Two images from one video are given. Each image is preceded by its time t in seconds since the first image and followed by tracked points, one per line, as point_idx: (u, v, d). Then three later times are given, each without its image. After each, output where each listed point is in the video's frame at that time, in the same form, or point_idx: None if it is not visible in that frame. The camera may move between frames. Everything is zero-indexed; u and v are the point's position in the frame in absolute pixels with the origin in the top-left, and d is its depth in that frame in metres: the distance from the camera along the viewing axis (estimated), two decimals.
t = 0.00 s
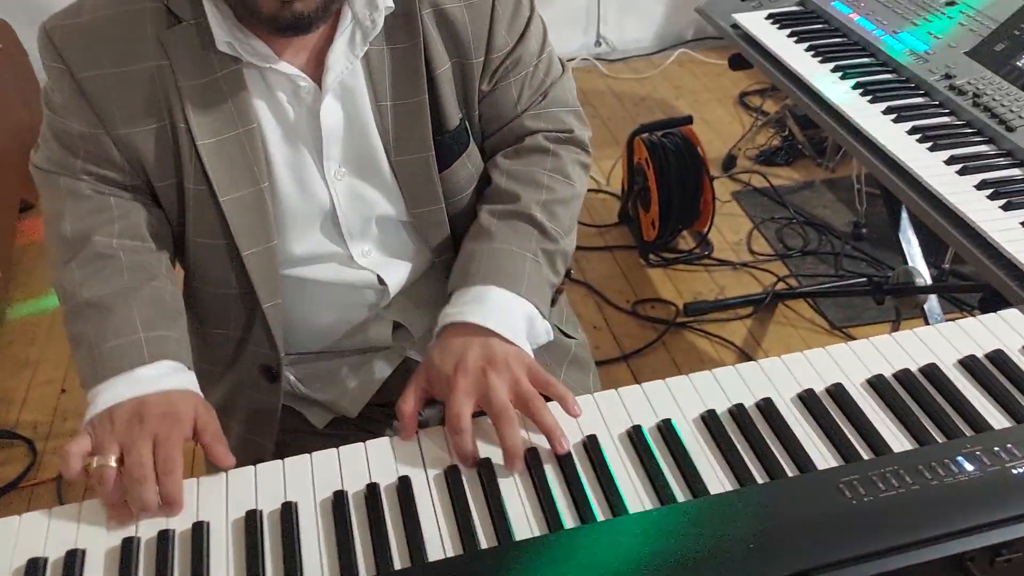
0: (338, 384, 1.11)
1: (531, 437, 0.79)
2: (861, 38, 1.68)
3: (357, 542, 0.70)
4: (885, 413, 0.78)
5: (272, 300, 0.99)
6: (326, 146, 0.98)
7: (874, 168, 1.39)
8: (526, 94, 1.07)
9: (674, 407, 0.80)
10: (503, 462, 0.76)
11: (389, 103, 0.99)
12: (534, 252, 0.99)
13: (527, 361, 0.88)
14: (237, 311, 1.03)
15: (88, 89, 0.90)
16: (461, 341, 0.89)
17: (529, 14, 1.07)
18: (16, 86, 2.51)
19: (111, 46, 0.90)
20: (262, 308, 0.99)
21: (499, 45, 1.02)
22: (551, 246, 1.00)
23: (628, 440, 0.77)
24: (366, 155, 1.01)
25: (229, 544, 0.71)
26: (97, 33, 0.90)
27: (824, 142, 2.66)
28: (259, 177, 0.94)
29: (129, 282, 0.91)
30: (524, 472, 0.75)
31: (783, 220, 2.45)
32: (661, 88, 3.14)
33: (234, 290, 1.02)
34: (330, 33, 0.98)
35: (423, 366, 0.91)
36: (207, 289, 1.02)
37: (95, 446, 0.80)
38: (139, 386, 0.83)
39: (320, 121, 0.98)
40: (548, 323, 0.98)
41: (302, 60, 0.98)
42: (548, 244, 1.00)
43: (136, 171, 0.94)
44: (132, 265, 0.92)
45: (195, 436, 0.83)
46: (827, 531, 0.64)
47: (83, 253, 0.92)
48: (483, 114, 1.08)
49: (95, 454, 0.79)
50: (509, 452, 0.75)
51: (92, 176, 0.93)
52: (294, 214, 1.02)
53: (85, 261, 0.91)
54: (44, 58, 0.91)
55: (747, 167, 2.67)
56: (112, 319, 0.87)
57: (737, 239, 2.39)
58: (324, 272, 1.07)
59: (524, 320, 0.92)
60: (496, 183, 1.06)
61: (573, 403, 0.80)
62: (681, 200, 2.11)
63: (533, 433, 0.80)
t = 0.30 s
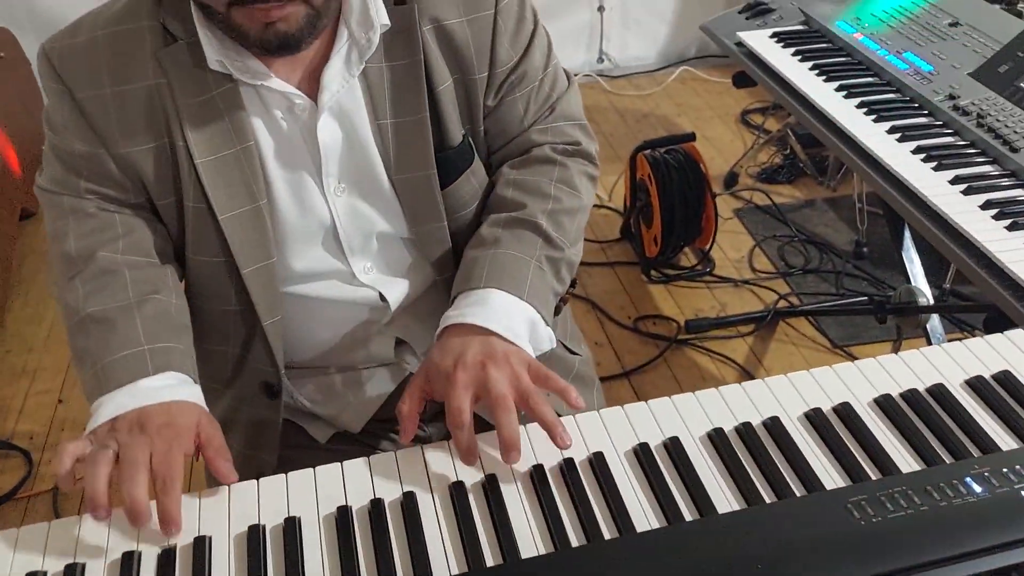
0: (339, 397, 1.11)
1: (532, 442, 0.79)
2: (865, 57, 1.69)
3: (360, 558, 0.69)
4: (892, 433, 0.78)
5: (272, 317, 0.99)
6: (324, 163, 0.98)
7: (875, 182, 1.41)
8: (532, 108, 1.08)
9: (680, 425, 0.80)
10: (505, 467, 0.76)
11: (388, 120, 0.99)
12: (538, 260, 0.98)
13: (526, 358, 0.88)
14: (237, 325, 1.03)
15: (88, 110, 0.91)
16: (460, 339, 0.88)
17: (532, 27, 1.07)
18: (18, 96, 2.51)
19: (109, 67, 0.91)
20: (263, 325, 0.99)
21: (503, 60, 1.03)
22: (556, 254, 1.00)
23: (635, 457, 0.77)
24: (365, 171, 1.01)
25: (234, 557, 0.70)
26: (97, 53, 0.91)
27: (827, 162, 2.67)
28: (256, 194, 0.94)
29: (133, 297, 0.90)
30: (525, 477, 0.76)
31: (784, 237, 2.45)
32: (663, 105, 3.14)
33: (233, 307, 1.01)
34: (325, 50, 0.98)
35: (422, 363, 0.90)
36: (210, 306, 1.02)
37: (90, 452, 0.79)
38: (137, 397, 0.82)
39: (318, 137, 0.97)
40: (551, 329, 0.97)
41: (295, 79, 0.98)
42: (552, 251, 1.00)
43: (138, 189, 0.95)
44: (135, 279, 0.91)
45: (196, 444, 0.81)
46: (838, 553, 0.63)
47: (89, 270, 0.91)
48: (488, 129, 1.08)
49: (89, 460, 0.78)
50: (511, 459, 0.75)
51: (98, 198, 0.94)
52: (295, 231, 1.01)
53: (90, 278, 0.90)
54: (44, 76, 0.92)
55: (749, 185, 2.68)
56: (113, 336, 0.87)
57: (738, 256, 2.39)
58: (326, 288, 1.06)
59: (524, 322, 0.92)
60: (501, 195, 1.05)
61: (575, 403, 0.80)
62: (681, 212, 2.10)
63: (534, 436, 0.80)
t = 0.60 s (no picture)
0: (339, 405, 1.11)
1: (530, 452, 0.79)
2: (867, 70, 1.69)
3: (358, 566, 0.69)
4: (893, 446, 0.78)
5: (277, 320, 0.98)
6: (331, 170, 0.98)
7: (873, 191, 1.42)
8: (537, 124, 1.08)
9: (681, 436, 0.80)
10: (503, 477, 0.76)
11: (397, 128, 0.99)
12: (536, 275, 0.98)
13: (524, 375, 0.88)
14: (242, 328, 1.03)
15: (99, 110, 0.91)
16: (458, 354, 0.89)
17: (541, 44, 1.07)
18: (20, 99, 2.51)
19: (119, 68, 0.91)
20: (266, 328, 0.98)
21: (511, 74, 1.03)
22: (556, 270, 1.00)
23: (635, 468, 0.77)
24: (369, 180, 1.01)
25: (231, 565, 0.70)
26: (108, 54, 0.91)
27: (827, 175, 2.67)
28: (264, 199, 0.94)
29: (137, 300, 0.91)
30: (524, 486, 0.76)
31: (784, 249, 2.45)
32: (664, 116, 3.15)
33: (236, 312, 1.01)
34: (338, 60, 0.99)
35: (419, 380, 0.90)
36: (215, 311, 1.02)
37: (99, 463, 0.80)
38: (142, 401, 0.83)
39: (326, 142, 0.97)
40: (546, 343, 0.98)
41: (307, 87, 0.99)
42: (552, 266, 1.00)
43: (145, 190, 0.95)
44: (140, 281, 0.93)
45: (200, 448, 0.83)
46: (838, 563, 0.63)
47: (92, 270, 0.92)
48: (494, 142, 1.08)
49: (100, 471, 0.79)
50: (509, 467, 0.76)
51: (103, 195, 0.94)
52: (300, 236, 1.02)
53: (92, 277, 0.92)
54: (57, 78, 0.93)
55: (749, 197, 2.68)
56: (117, 337, 0.88)
57: (738, 267, 2.39)
58: (328, 294, 1.06)
59: (523, 337, 0.92)
60: (501, 207, 1.05)
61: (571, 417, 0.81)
62: (683, 222, 2.10)
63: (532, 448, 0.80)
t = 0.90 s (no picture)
0: (345, 410, 1.12)
1: (529, 464, 0.79)
2: (867, 79, 1.68)
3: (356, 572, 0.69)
4: (891, 457, 0.78)
5: (291, 320, 1.00)
6: (344, 169, 0.98)
7: (871, 201, 1.43)
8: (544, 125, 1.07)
9: (680, 445, 0.80)
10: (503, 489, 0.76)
11: (411, 125, 0.99)
12: (540, 286, 0.98)
13: (527, 390, 0.89)
14: (255, 326, 1.03)
15: (114, 106, 0.90)
16: (462, 368, 0.89)
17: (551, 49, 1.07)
18: (21, 99, 2.51)
19: (139, 70, 0.90)
20: (282, 325, 1.00)
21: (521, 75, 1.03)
22: (558, 279, 1.00)
23: (633, 476, 0.77)
24: (378, 179, 1.01)
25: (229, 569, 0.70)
26: (125, 54, 0.91)
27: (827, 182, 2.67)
28: (281, 198, 0.95)
29: (168, 296, 0.92)
30: (523, 498, 0.75)
31: (784, 257, 2.45)
32: (664, 123, 3.16)
33: (254, 309, 1.01)
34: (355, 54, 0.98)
35: (423, 393, 0.90)
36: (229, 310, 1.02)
37: (160, 455, 0.81)
38: (196, 390, 0.84)
39: (341, 141, 0.97)
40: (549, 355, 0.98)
41: (326, 83, 0.98)
42: (556, 278, 1.00)
43: (164, 190, 0.95)
44: (170, 280, 0.93)
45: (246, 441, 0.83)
46: None
47: (121, 271, 0.92)
48: (500, 143, 1.08)
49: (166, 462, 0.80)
50: (510, 481, 0.75)
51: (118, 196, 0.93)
52: (312, 234, 1.01)
53: (123, 279, 0.91)
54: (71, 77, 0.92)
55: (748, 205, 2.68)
56: (156, 334, 0.88)
57: (737, 275, 2.39)
58: (339, 295, 1.06)
59: (526, 349, 0.92)
60: (507, 213, 1.05)
61: (569, 432, 0.80)
62: (683, 232, 2.11)
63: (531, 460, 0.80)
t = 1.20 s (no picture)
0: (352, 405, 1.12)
1: (538, 474, 0.78)
2: (878, 86, 1.68)
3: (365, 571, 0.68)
4: (900, 463, 0.78)
5: (312, 311, 0.99)
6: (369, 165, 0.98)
7: (879, 206, 1.43)
8: (566, 131, 1.08)
9: (689, 449, 0.79)
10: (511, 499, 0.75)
11: (434, 125, 0.99)
12: (557, 296, 0.97)
13: (541, 397, 0.88)
14: (275, 318, 1.03)
15: (145, 86, 0.91)
16: (476, 373, 0.89)
17: (575, 53, 1.07)
18: (25, 92, 2.51)
19: (170, 54, 0.91)
20: (303, 318, 0.99)
21: (547, 81, 1.03)
22: (576, 289, 0.99)
23: (642, 479, 0.76)
24: (402, 179, 1.01)
25: (237, 566, 0.70)
26: (157, 41, 0.91)
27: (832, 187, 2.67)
28: (307, 192, 0.95)
29: (193, 289, 0.91)
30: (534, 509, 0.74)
31: (788, 262, 2.45)
32: (668, 126, 3.15)
33: (275, 299, 1.01)
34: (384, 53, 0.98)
35: (436, 400, 0.90)
36: (248, 299, 1.02)
37: (181, 450, 0.81)
38: (214, 390, 0.84)
39: (366, 138, 0.98)
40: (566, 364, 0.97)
41: (356, 80, 0.99)
42: (572, 285, 0.99)
43: (191, 176, 0.95)
44: (195, 272, 0.93)
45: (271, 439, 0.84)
46: None
47: (151, 262, 0.92)
48: (522, 145, 1.09)
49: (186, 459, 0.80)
50: (519, 492, 0.74)
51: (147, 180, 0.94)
52: (334, 230, 1.02)
53: (158, 272, 0.92)
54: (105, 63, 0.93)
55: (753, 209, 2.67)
56: (177, 326, 0.88)
57: (741, 279, 2.39)
58: (359, 291, 1.06)
59: (541, 358, 0.91)
60: (527, 222, 1.05)
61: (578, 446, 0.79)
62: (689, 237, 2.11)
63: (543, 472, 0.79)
